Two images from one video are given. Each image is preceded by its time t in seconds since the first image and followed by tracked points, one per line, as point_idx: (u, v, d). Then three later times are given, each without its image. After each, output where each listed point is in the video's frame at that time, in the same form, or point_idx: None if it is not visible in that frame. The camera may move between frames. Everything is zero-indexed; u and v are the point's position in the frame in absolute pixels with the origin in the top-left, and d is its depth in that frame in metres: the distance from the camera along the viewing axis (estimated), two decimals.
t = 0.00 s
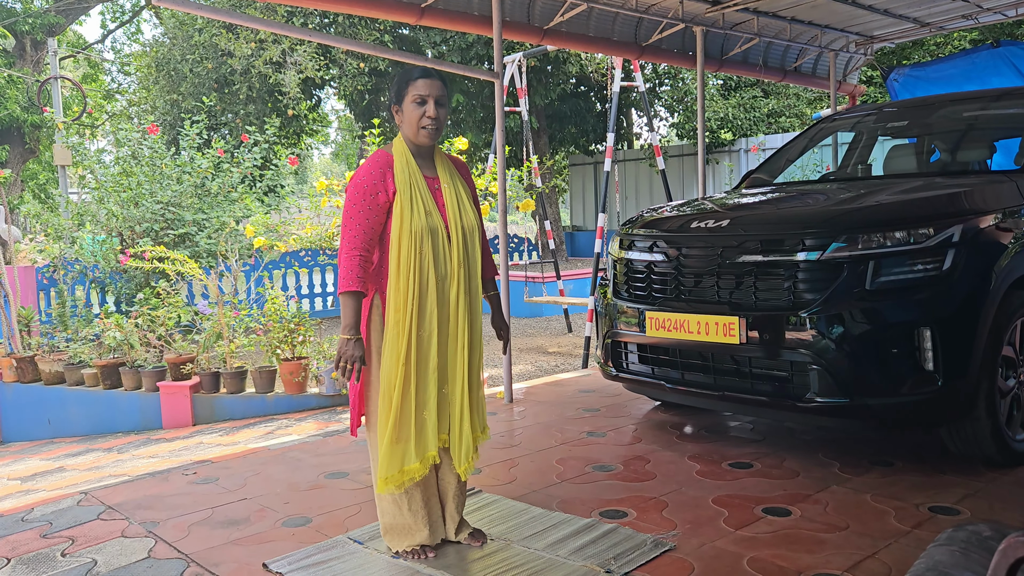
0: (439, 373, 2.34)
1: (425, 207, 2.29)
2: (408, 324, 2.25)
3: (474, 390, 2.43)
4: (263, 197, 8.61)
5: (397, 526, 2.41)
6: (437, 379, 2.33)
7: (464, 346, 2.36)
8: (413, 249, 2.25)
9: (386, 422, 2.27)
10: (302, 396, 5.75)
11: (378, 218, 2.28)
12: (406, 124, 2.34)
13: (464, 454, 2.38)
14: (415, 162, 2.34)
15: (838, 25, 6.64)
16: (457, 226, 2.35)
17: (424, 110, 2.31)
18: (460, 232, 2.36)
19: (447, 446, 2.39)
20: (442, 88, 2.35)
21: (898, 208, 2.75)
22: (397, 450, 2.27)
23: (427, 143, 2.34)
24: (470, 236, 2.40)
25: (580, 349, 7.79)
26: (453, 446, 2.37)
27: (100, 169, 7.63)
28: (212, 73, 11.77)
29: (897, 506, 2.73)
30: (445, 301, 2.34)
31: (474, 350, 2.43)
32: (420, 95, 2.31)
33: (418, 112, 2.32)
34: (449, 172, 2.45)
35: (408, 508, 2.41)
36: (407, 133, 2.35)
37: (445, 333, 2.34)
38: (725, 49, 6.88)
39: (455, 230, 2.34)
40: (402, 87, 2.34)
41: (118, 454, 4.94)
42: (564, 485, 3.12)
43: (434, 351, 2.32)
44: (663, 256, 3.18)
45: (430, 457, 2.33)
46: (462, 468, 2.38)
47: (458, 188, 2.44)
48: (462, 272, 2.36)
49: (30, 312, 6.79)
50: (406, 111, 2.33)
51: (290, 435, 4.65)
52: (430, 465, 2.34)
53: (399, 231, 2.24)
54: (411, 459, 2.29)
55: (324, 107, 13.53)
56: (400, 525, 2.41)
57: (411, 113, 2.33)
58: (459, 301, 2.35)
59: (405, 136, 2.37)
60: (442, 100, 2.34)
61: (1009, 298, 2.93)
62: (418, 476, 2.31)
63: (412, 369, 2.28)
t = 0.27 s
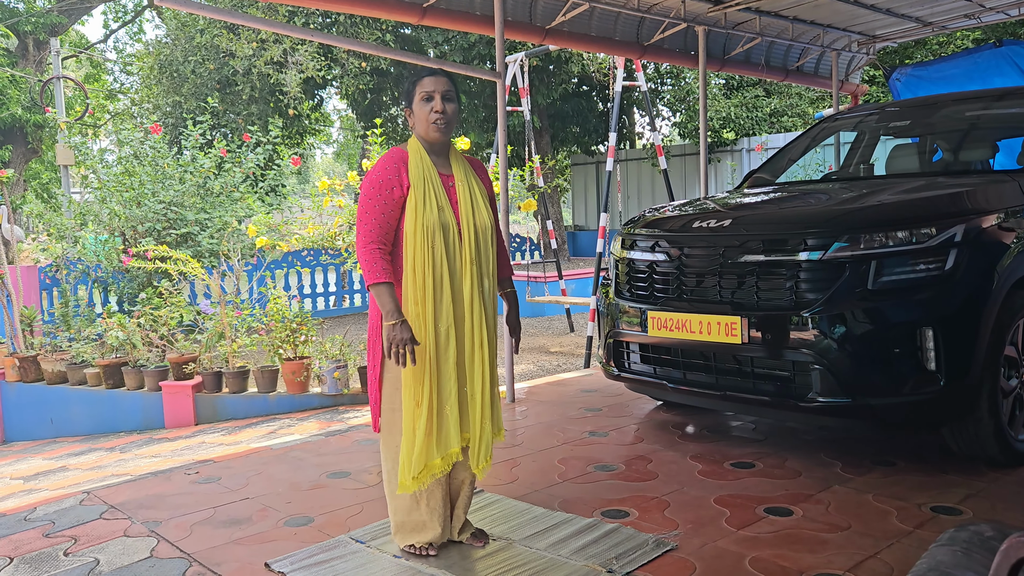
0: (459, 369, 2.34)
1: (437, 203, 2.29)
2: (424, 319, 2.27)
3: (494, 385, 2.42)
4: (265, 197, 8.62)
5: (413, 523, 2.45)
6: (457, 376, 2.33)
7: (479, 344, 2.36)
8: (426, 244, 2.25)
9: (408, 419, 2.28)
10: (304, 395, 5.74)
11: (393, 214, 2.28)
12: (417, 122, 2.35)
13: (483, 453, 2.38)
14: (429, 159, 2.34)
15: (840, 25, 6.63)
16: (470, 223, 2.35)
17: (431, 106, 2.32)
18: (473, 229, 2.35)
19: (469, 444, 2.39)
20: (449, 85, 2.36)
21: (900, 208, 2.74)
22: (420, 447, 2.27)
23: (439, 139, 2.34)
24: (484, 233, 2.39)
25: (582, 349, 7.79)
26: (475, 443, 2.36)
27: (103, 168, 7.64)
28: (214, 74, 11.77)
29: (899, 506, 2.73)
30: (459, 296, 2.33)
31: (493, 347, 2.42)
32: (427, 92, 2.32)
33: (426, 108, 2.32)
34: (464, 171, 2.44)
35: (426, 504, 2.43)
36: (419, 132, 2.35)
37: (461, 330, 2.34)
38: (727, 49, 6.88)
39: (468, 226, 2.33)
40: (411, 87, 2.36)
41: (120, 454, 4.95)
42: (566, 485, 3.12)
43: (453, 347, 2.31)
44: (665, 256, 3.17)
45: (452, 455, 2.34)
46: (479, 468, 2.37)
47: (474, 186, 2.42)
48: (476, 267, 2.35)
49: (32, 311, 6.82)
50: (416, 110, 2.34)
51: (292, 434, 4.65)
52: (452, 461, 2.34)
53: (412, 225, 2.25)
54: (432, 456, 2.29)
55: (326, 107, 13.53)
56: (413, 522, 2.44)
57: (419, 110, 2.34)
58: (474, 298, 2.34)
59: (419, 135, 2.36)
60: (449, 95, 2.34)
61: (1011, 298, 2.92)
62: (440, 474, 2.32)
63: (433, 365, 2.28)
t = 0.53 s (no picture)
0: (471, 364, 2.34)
1: (437, 200, 2.29)
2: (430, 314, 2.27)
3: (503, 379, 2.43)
4: (267, 197, 8.62)
5: (433, 526, 2.39)
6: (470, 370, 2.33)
7: (486, 337, 2.37)
8: (427, 240, 2.25)
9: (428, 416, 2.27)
10: (306, 395, 5.74)
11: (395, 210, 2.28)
12: (417, 121, 2.35)
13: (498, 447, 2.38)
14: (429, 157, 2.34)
15: (842, 23, 6.63)
16: (469, 221, 2.34)
17: (430, 106, 2.32)
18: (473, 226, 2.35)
19: (486, 440, 2.38)
20: (448, 83, 2.36)
21: (901, 207, 2.74)
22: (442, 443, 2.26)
23: (439, 137, 2.34)
24: (484, 229, 2.39)
25: (584, 348, 7.79)
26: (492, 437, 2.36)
27: (105, 168, 7.65)
28: (216, 74, 11.79)
29: (901, 506, 2.72)
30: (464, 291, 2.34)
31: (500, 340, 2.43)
32: (426, 92, 2.32)
33: (425, 107, 2.32)
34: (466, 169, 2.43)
35: (446, 503, 2.39)
36: (419, 130, 2.36)
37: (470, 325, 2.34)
38: (729, 48, 6.87)
39: (469, 223, 2.34)
40: (411, 87, 2.36)
41: (123, 453, 4.96)
42: (568, 484, 3.12)
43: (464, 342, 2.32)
44: (667, 255, 3.17)
45: (472, 450, 2.32)
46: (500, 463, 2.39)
47: (475, 183, 2.42)
48: (478, 262, 2.36)
49: (35, 311, 6.82)
50: (416, 109, 2.34)
51: (294, 433, 4.66)
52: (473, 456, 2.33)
53: (412, 221, 2.25)
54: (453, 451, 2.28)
55: (328, 107, 13.54)
56: (435, 521, 2.39)
57: (419, 109, 2.34)
58: (479, 292, 2.35)
59: (419, 133, 2.37)
60: (448, 94, 2.34)
61: (1014, 298, 2.91)
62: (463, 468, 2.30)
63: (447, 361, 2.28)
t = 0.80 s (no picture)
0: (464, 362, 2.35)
1: (432, 199, 2.29)
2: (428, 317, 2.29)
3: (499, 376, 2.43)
4: (270, 196, 8.64)
5: (432, 526, 2.40)
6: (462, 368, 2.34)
7: (476, 339, 2.41)
8: (423, 239, 2.26)
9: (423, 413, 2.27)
10: (309, 394, 5.75)
11: (393, 211, 2.27)
12: (409, 120, 2.35)
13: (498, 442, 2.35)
14: (423, 157, 2.34)
15: (845, 22, 6.61)
16: (465, 218, 2.35)
17: (421, 105, 2.32)
18: (469, 223, 2.36)
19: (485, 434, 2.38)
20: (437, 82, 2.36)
21: (904, 206, 2.74)
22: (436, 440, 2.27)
23: (432, 136, 2.34)
24: (479, 227, 2.39)
25: (587, 347, 7.79)
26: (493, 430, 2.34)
27: (108, 167, 7.67)
28: (218, 73, 11.80)
29: (905, 504, 2.72)
30: (460, 292, 2.36)
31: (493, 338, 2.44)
32: (416, 90, 2.33)
33: (416, 106, 2.33)
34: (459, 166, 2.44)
35: (439, 504, 2.38)
36: (411, 130, 2.36)
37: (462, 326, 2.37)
38: (732, 47, 6.86)
39: (465, 221, 2.35)
40: (400, 86, 2.36)
41: (127, 452, 4.97)
42: (572, 483, 3.12)
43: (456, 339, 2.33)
44: (670, 255, 3.17)
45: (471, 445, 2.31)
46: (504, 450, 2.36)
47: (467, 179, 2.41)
48: (472, 259, 2.38)
49: (39, 310, 6.83)
50: (408, 109, 2.34)
51: (297, 432, 4.67)
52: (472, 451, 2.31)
53: (411, 222, 2.25)
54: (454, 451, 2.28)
55: (330, 106, 13.54)
56: (431, 523, 2.40)
57: (410, 108, 2.34)
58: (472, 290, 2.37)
59: (410, 133, 2.37)
60: (439, 92, 2.35)
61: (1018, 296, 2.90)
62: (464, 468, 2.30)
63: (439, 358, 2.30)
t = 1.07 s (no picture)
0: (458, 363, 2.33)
1: (435, 197, 2.29)
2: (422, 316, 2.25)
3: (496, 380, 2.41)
4: (272, 195, 8.64)
5: (428, 526, 2.41)
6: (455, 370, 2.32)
7: (481, 341, 2.35)
8: (424, 237, 2.24)
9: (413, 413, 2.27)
10: (312, 392, 5.76)
11: (393, 209, 2.28)
12: (416, 115, 2.35)
13: (476, 446, 2.36)
14: (424, 154, 2.34)
15: (847, 20, 6.60)
16: (468, 215, 2.35)
17: (431, 100, 2.33)
18: (473, 222, 2.36)
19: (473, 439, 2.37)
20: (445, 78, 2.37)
21: (907, 204, 2.74)
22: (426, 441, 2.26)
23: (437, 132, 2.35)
24: (481, 226, 2.38)
25: (589, 346, 7.79)
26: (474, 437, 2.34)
27: (111, 166, 7.68)
28: (221, 71, 11.81)
29: (907, 503, 2.72)
30: (460, 292, 2.33)
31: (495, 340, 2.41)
32: (425, 86, 2.33)
33: (427, 102, 2.33)
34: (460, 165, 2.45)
35: (437, 503, 2.39)
36: (415, 127, 2.36)
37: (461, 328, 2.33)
38: (734, 45, 6.85)
39: (467, 220, 2.34)
40: (406, 82, 2.35)
41: (130, 450, 4.98)
42: (574, 481, 3.12)
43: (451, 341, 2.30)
44: (672, 253, 3.17)
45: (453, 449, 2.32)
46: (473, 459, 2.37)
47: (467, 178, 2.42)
48: (475, 259, 2.35)
49: (42, 308, 6.88)
50: (414, 105, 2.34)
51: (299, 431, 4.68)
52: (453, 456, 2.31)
53: (411, 221, 2.24)
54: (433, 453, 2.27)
55: (333, 105, 13.54)
56: (428, 523, 2.40)
57: (419, 104, 2.34)
58: (475, 291, 2.34)
59: (413, 130, 2.37)
60: (446, 89, 2.35)
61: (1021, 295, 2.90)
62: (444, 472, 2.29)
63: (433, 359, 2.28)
